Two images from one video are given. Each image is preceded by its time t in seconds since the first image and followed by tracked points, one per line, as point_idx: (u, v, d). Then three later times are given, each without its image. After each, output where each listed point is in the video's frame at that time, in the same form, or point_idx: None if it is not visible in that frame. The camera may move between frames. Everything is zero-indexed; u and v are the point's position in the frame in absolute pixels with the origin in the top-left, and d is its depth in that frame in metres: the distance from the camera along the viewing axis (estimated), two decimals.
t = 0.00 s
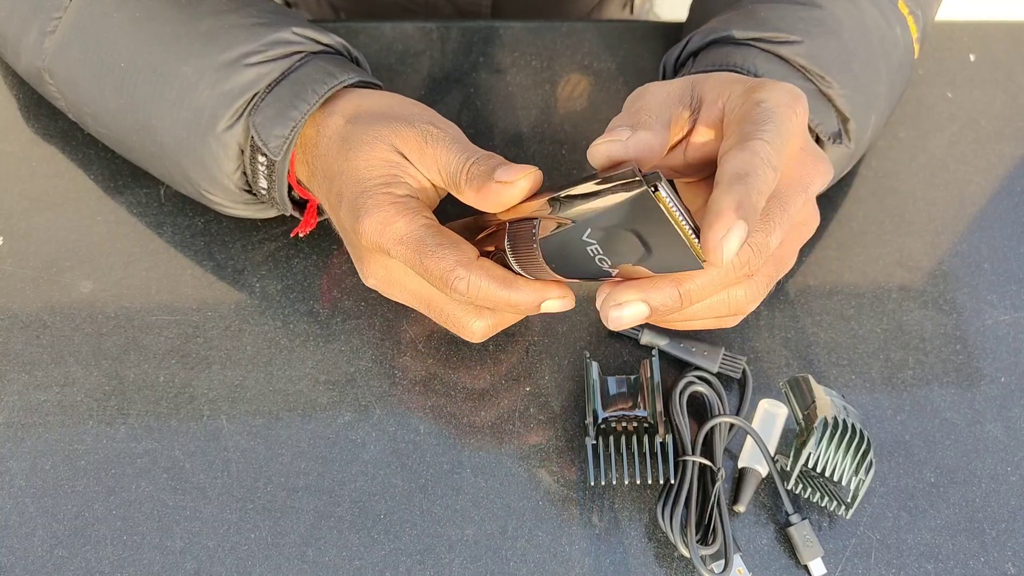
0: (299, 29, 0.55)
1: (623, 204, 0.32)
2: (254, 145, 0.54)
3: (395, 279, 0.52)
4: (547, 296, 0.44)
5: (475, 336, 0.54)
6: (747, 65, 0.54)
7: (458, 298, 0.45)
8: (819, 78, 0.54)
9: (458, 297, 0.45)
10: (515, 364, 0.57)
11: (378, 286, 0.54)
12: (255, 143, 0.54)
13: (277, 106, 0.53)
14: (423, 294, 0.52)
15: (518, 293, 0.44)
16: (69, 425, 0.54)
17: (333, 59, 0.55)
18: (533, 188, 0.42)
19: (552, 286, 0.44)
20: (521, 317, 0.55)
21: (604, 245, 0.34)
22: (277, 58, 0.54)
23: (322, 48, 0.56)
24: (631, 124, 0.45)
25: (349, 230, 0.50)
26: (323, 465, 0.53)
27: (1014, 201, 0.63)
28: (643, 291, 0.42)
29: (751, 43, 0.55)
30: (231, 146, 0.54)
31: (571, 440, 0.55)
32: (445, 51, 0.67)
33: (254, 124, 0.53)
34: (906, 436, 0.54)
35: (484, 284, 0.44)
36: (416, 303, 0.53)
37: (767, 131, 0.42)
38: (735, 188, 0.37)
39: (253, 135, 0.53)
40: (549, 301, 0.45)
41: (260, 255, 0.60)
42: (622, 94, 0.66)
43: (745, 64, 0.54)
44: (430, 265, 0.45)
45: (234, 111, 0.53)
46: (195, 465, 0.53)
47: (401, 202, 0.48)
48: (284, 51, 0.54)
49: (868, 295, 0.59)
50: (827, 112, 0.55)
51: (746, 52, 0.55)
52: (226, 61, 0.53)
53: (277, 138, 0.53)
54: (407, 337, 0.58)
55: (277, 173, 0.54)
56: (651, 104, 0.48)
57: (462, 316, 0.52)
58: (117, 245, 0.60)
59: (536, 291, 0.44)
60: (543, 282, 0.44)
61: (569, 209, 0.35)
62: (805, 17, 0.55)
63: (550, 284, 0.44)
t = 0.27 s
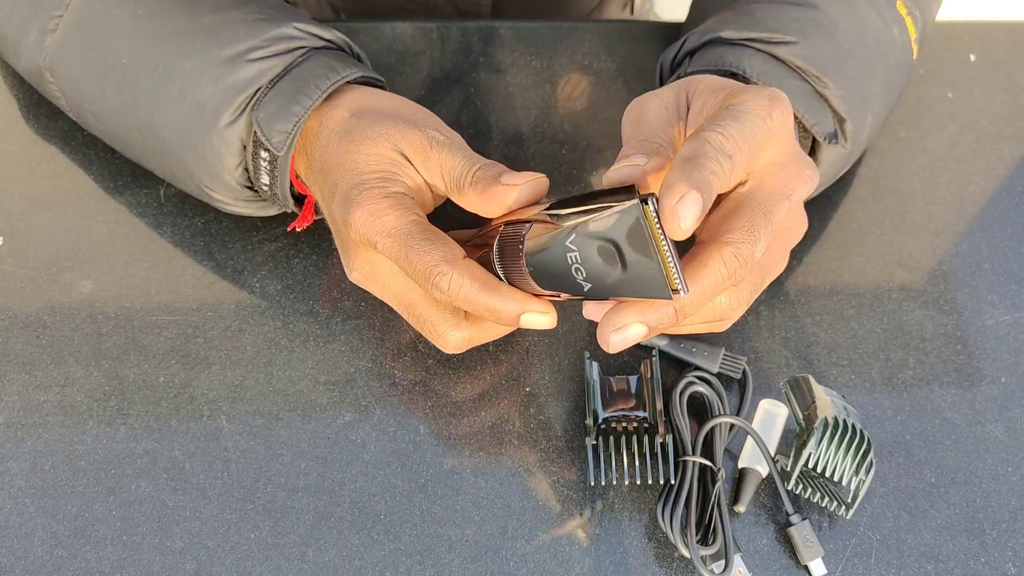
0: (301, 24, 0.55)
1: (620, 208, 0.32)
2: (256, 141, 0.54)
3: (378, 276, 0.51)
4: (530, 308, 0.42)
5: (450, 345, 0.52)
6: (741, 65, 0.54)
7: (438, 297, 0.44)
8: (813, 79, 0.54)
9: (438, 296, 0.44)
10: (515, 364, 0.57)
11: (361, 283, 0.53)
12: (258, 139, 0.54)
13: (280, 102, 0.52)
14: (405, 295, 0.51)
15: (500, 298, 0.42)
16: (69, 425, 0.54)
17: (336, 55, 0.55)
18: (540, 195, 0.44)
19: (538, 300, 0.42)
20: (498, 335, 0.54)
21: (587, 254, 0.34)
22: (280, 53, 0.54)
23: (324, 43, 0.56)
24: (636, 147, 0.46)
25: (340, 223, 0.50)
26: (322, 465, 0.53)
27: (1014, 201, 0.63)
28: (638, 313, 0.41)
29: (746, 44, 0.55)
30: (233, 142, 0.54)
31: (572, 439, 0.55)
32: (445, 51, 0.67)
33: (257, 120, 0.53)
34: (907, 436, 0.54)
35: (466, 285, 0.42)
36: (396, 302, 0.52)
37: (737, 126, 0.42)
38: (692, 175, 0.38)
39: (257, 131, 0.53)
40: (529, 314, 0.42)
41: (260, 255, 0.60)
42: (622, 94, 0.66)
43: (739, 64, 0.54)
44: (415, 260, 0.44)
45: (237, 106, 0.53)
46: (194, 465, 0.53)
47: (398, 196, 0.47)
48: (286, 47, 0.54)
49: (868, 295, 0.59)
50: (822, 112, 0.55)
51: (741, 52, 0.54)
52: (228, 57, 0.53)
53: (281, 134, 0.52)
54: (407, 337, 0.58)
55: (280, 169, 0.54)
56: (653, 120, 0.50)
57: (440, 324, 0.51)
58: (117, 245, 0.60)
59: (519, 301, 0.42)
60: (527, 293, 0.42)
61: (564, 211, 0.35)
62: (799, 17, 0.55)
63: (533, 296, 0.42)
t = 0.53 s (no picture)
0: (304, 18, 0.55)
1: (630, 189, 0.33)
2: (260, 134, 0.54)
3: (338, 250, 0.50)
4: (490, 295, 0.40)
5: (392, 338, 0.51)
6: (745, 67, 0.54)
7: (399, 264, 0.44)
8: (817, 80, 0.54)
9: (400, 261, 0.44)
10: (514, 364, 0.57)
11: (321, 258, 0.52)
12: (262, 132, 0.53)
13: (285, 95, 0.53)
14: (361, 274, 0.51)
15: (462, 278, 0.41)
16: (69, 425, 0.54)
17: (339, 48, 0.55)
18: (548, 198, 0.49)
19: (501, 288, 0.41)
20: (445, 343, 0.53)
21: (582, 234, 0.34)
22: (283, 47, 0.54)
23: (327, 37, 0.56)
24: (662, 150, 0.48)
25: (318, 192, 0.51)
26: (322, 465, 0.53)
27: (1014, 201, 0.63)
28: (666, 307, 0.41)
29: (749, 45, 0.55)
30: (237, 135, 0.54)
31: (571, 439, 0.55)
32: (445, 51, 0.67)
33: (261, 113, 0.53)
34: (906, 436, 0.54)
35: (431, 256, 0.42)
36: (349, 280, 0.51)
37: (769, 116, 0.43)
38: (721, 162, 0.39)
39: (261, 123, 0.53)
40: (487, 301, 0.40)
41: (260, 255, 0.60)
42: (622, 94, 0.66)
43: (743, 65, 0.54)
44: (387, 222, 0.45)
45: (240, 99, 0.53)
46: (195, 465, 0.53)
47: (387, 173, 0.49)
48: (290, 40, 0.54)
49: (867, 295, 0.59)
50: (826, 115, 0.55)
51: (745, 54, 0.55)
52: (232, 51, 0.53)
53: (286, 126, 0.53)
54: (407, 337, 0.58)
55: (284, 163, 0.54)
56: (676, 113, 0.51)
57: (389, 313, 0.50)
58: (118, 245, 0.61)
59: (480, 284, 0.41)
60: (491, 278, 0.41)
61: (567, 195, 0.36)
62: (803, 19, 0.54)
63: (496, 283, 0.41)
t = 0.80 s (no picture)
0: (308, 15, 0.55)
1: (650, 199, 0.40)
2: (263, 130, 0.54)
3: (319, 201, 0.47)
4: (475, 246, 0.39)
5: (356, 299, 0.45)
6: (761, 65, 0.54)
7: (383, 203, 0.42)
8: (832, 79, 0.54)
9: (386, 199, 0.42)
10: (514, 364, 0.57)
11: (301, 215, 0.48)
12: (265, 128, 0.54)
13: (287, 90, 0.53)
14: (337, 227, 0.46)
15: (449, 226, 0.40)
16: (69, 425, 0.54)
17: (342, 44, 0.56)
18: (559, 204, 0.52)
19: (488, 244, 0.40)
20: (420, 318, 0.47)
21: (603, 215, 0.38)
22: (286, 44, 0.54)
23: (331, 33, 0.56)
24: (692, 143, 0.47)
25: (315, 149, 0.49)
26: (322, 465, 0.53)
27: (1014, 201, 0.63)
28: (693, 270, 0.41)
29: (763, 43, 0.55)
30: (240, 131, 0.54)
31: (571, 439, 0.55)
32: (445, 51, 0.67)
33: (264, 109, 0.53)
34: (906, 436, 0.54)
35: (419, 194, 0.41)
36: (323, 230, 0.46)
37: (822, 141, 0.43)
38: (765, 207, 0.39)
39: (264, 119, 0.53)
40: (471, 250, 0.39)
41: (260, 255, 0.60)
42: (622, 94, 0.66)
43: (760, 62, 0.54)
44: (381, 161, 0.43)
45: (244, 94, 0.53)
46: (194, 465, 0.53)
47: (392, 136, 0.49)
48: (293, 36, 0.54)
49: (867, 295, 0.59)
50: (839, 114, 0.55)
51: (760, 51, 0.54)
52: (236, 48, 0.53)
53: (289, 122, 0.52)
54: (407, 336, 0.58)
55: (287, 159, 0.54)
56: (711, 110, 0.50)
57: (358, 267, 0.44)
58: (118, 245, 0.61)
59: (468, 234, 0.40)
60: (478, 233, 0.40)
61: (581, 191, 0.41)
62: (814, 16, 0.55)
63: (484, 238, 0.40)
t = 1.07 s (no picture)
0: (307, 15, 0.55)
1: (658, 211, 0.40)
2: (262, 130, 0.54)
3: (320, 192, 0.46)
4: (480, 235, 0.39)
5: (355, 289, 0.44)
6: (777, 64, 0.53)
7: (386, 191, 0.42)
8: (846, 79, 0.54)
9: (389, 187, 0.41)
10: (514, 364, 0.57)
11: (301, 205, 0.48)
12: (264, 128, 0.53)
13: (286, 90, 0.52)
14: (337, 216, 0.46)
15: (453, 215, 0.39)
16: (69, 425, 0.54)
17: (342, 44, 0.55)
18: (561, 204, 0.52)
19: (491, 234, 0.40)
20: (419, 310, 0.47)
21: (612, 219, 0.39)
22: (286, 43, 0.54)
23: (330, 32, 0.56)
24: (703, 149, 0.45)
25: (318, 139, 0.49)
26: (322, 466, 0.53)
27: (1016, 201, 0.62)
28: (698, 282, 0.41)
29: (778, 43, 0.54)
30: (239, 131, 0.54)
31: (572, 440, 0.54)
32: (445, 51, 0.67)
33: (263, 108, 0.53)
34: (907, 437, 0.54)
35: (423, 181, 0.41)
36: (322, 220, 0.46)
37: (840, 171, 0.42)
38: (772, 232, 0.39)
39: (263, 119, 0.53)
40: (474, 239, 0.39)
41: (260, 256, 0.60)
42: (622, 94, 0.66)
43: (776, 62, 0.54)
44: (384, 149, 0.43)
45: (243, 94, 0.53)
46: (195, 466, 0.53)
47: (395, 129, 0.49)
48: (292, 36, 0.54)
49: (868, 295, 0.59)
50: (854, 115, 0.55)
51: (775, 51, 0.54)
52: (235, 47, 0.53)
53: (289, 121, 0.52)
54: (407, 337, 0.58)
55: (286, 159, 0.53)
56: (729, 108, 0.49)
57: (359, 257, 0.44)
58: (118, 245, 0.60)
59: (472, 223, 0.39)
60: (482, 222, 0.40)
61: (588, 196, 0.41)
62: (826, 15, 0.55)
63: (487, 227, 0.40)
